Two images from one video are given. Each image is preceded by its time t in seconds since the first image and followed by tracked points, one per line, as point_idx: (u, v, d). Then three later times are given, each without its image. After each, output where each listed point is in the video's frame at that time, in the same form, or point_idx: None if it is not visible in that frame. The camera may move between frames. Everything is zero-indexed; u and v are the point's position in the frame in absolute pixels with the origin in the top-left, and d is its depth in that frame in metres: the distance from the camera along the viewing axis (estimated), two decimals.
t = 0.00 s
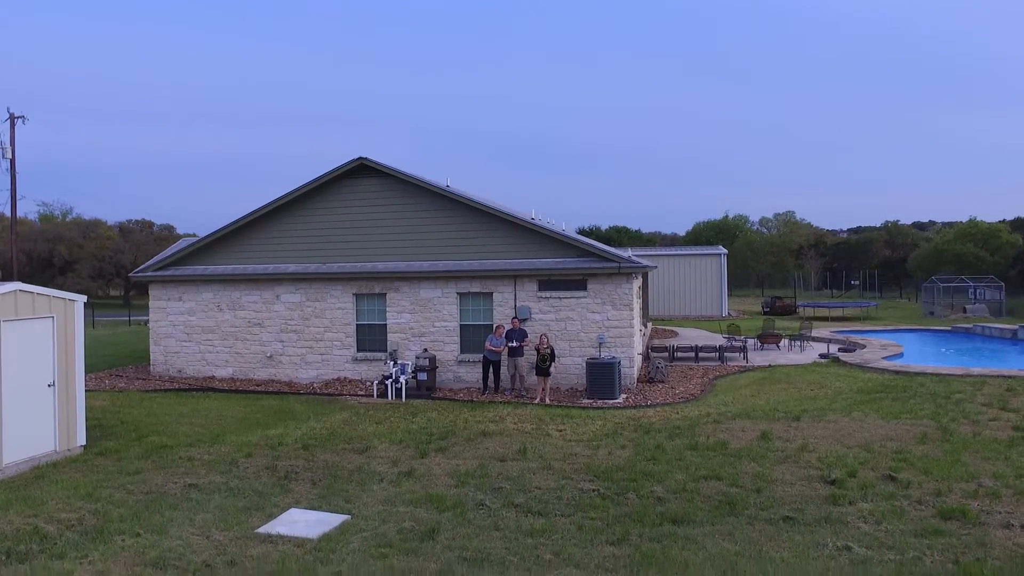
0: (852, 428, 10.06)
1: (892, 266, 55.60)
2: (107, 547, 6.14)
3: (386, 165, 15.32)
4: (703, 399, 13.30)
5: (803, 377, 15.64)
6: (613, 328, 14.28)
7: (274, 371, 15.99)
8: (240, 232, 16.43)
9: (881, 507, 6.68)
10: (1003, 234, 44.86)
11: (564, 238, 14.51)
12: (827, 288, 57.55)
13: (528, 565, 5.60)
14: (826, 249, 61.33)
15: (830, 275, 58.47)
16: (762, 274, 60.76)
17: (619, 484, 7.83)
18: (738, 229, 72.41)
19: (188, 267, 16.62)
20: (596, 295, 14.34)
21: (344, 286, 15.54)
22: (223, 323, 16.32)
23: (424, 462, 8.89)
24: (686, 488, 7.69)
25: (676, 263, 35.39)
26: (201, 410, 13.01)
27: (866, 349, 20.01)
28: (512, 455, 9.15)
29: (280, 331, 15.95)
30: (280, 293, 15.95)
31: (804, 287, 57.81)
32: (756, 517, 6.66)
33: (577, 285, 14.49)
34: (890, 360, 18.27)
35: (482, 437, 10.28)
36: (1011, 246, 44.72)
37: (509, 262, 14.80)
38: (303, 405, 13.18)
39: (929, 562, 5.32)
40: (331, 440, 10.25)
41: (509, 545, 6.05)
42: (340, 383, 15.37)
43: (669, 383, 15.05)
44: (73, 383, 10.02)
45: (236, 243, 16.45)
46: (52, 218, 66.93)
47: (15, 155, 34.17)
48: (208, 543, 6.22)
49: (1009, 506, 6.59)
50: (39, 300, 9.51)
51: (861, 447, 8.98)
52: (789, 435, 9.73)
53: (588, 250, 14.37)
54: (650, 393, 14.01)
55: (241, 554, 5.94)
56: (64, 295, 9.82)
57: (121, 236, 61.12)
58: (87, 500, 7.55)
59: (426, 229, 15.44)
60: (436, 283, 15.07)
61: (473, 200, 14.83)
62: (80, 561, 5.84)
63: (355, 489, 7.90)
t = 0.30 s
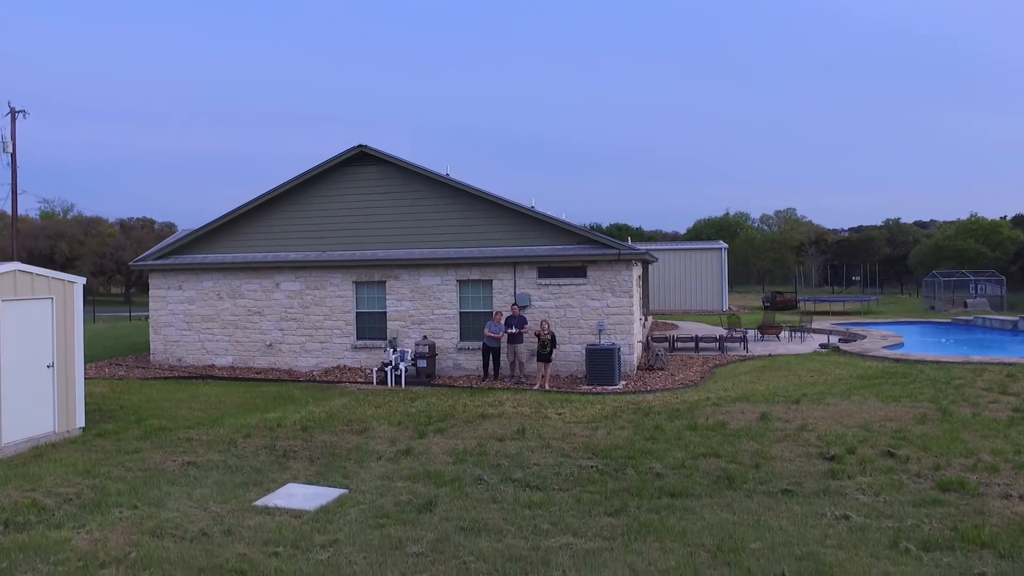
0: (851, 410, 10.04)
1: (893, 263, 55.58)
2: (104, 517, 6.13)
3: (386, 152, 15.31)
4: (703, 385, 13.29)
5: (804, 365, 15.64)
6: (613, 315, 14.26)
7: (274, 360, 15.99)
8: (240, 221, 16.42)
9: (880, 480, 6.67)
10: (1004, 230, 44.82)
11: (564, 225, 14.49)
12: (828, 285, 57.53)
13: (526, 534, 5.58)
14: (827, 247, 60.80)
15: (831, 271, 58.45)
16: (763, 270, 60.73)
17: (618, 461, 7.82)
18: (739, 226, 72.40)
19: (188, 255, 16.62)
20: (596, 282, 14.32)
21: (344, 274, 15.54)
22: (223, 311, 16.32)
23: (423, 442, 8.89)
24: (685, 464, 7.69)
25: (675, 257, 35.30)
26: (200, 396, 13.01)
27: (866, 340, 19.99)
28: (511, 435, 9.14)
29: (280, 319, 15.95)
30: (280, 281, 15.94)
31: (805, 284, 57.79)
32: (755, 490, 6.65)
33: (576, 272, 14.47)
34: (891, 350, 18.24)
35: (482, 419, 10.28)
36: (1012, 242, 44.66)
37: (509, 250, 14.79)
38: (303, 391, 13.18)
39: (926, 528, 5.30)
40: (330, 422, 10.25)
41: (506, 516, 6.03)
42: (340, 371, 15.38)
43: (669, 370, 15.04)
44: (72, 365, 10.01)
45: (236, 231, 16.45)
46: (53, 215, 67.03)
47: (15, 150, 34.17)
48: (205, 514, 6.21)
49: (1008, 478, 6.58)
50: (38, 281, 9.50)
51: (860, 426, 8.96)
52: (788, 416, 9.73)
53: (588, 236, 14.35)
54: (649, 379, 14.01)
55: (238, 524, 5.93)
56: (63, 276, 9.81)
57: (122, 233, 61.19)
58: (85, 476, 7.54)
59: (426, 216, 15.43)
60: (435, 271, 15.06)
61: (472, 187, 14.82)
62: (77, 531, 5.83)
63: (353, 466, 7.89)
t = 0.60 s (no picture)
0: (851, 402, 10.04)
1: (895, 261, 55.53)
2: (103, 504, 6.13)
3: (386, 146, 15.31)
4: (703, 378, 13.30)
5: (804, 360, 15.63)
6: (613, 309, 14.26)
7: (274, 354, 16.00)
8: (241, 215, 16.44)
9: (880, 468, 6.66)
10: (1005, 227, 44.76)
11: (564, 219, 14.49)
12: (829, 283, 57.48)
13: (525, 519, 5.58)
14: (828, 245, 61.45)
15: (832, 269, 58.40)
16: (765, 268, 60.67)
17: (618, 450, 7.82)
18: (740, 225, 72.36)
19: (189, 250, 16.63)
20: (597, 276, 14.32)
21: (344, 269, 15.54)
22: (223, 306, 16.33)
23: (423, 432, 8.89)
24: (685, 454, 7.69)
25: (677, 254, 35.27)
26: (200, 389, 13.01)
27: (867, 335, 19.98)
28: (511, 426, 9.15)
29: (280, 313, 15.96)
30: (280, 275, 15.95)
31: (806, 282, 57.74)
32: (754, 478, 6.65)
33: (577, 266, 14.47)
34: (892, 345, 18.22)
35: (482, 411, 10.29)
36: (1013, 240, 44.59)
37: (509, 243, 14.79)
38: (303, 384, 13.19)
39: (925, 513, 5.30)
40: (331, 414, 10.26)
41: (506, 502, 6.03)
42: (340, 365, 15.38)
43: (669, 365, 15.03)
44: (73, 356, 10.02)
45: (237, 225, 16.46)
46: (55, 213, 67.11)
47: (16, 147, 34.15)
48: (204, 501, 6.22)
49: (1008, 466, 6.56)
50: (39, 272, 9.52)
51: (861, 417, 8.96)
52: (788, 408, 9.74)
53: (589, 230, 14.35)
54: (650, 373, 14.01)
55: (238, 510, 5.93)
56: (64, 268, 9.82)
57: (123, 231, 61.20)
58: (85, 465, 7.55)
59: (426, 210, 15.44)
60: (435, 265, 15.06)
61: (473, 181, 14.82)
62: (77, 516, 5.84)
63: (353, 456, 7.89)
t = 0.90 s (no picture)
0: (853, 398, 10.04)
1: (896, 260, 55.51)
2: (106, 498, 6.13)
3: (387, 144, 15.31)
4: (705, 375, 13.30)
5: (806, 357, 15.62)
6: (614, 306, 14.26)
7: (276, 351, 16.00)
8: (242, 212, 16.43)
9: (883, 463, 6.66)
10: (1007, 226, 44.69)
11: (566, 216, 14.48)
12: (830, 282, 57.43)
13: (528, 513, 5.57)
14: (829, 244, 62.03)
15: (833, 268, 58.36)
16: (766, 267, 60.63)
17: (620, 446, 7.82)
18: (741, 224, 72.37)
19: (191, 247, 16.64)
20: (598, 273, 14.32)
21: (345, 266, 15.54)
22: (225, 303, 16.33)
23: (425, 428, 8.89)
24: (687, 449, 7.69)
25: (681, 250, 35.29)
26: (202, 386, 13.01)
27: (868, 333, 19.96)
28: (513, 421, 9.15)
29: (282, 311, 15.96)
30: (282, 273, 15.96)
31: (808, 281, 57.70)
32: (757, 473, 6.64)
33: (579, 263, 14.47)
34: (893, 343, 18.20)
35: (484, 407, 10.29)
36: (1015, 239, 44.50)
37: (511, 240, 14.78)
38: (305, 381, 13.19)
39: (929, 507, 5.29)
40: (332, 410, 10.26)
41: (509, 496, 6.03)
42: (342, 362, 15.38)
43: (671, 362, 15.03)
44: (75, 353, 10.03)
45: (238, 223, 16.47)
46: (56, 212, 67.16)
47: (19, 145, 34.16)
48: (206, 495, 6.21)
49: (1011, 461, 6.55)
50: (41, 268, 9.52)
51: (863, 413, 8.94)
52: (791, 404, 9.75)
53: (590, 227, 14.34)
54: (651, 370, 14.01)
55: (240, 504, 5.93)
56: (66, 264, 9.83)
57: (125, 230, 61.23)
58: (87, 460, 7.55)
59: (428, 208, 15.43)
60: (437, 262, 15.06)
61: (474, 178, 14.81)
62: (80, 510, 5.83)
63: (355, 451, 7.88)
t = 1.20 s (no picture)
0: (858, 397, 10.00)
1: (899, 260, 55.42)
2: (111, 497, 6.11)
3: (390, 142, 15.29)
4: (709, 374, 13.27)
5: (810, 356, 15.58)
6: (617, 305, 14.24)
7: (278, 351, 15.97)
8: (244, 211, 16.42)
9: (890, 461, 6.62)
10: (1010, 226, 44.59)
11: (569, 214, 14.45)
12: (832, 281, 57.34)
13: (534, 512, 5.55)
14: (830, 242, 62.21)
15: (835, 268, 58.28)
16: (768, 267, 60.56)
17: (625, 444, 7.79)
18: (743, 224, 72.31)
19: (192, 246, 16.62)
20: (601, 272, 14.29)
21: (348, 265, 15.52)
22: (227, 302, 16.32)
23: (429, 427, 8.86)
24: (693, 448, 7.67)
25: (683, 250, 35.26)
26: (204, 385, 12.99)
27: (871, 332, 19.90)
28: (517, 420, 9.12)
29: (284, 310, 15.94)
30: (284, 271, 15.94)
31: (810, 280, 57.61)
32: (763, 471, 6.61)
33: (582, 262, 14.44)
34: (897, 342, 18.14)
35: (488, 406, 10.26)
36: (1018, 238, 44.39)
37: (513, 239, 14.75)
38: (308, 380, 13.16)
39: (938, 506, 5.25)
40: (336, 409, 10.23)
41: (514, 495, 6.00)
42: (344, 361, 15.36)
43: (674, 361, 15.00)
44: (78, 352, 10.02)
45: (240, 222, 16.45)
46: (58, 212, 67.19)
47: (21, 144, 34.10)
48: (211, 494, 6.19)
49: (1019, 460, 6.52)
50: (44, 267, 9.50)
51: (869, 411, 8.91)
52: (796, 403, 9.72)
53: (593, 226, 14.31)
54: (654, 369, 13.98)
55: (245, 503, 5.90)
56: (69, 263, 9.81)
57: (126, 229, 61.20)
58: (90, 459, 7.53)
59: (430, 206, 15.40)
60: (440, 261, 15.03)
61: (476, 176, 14.79)
62: (84, 509, 5.81)
63: (360, 450, 7.86)
